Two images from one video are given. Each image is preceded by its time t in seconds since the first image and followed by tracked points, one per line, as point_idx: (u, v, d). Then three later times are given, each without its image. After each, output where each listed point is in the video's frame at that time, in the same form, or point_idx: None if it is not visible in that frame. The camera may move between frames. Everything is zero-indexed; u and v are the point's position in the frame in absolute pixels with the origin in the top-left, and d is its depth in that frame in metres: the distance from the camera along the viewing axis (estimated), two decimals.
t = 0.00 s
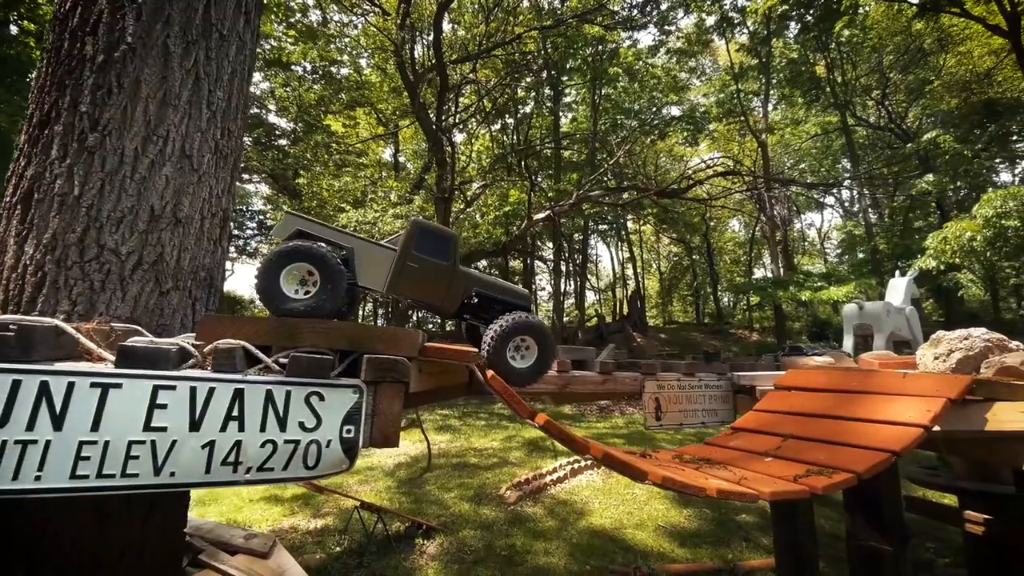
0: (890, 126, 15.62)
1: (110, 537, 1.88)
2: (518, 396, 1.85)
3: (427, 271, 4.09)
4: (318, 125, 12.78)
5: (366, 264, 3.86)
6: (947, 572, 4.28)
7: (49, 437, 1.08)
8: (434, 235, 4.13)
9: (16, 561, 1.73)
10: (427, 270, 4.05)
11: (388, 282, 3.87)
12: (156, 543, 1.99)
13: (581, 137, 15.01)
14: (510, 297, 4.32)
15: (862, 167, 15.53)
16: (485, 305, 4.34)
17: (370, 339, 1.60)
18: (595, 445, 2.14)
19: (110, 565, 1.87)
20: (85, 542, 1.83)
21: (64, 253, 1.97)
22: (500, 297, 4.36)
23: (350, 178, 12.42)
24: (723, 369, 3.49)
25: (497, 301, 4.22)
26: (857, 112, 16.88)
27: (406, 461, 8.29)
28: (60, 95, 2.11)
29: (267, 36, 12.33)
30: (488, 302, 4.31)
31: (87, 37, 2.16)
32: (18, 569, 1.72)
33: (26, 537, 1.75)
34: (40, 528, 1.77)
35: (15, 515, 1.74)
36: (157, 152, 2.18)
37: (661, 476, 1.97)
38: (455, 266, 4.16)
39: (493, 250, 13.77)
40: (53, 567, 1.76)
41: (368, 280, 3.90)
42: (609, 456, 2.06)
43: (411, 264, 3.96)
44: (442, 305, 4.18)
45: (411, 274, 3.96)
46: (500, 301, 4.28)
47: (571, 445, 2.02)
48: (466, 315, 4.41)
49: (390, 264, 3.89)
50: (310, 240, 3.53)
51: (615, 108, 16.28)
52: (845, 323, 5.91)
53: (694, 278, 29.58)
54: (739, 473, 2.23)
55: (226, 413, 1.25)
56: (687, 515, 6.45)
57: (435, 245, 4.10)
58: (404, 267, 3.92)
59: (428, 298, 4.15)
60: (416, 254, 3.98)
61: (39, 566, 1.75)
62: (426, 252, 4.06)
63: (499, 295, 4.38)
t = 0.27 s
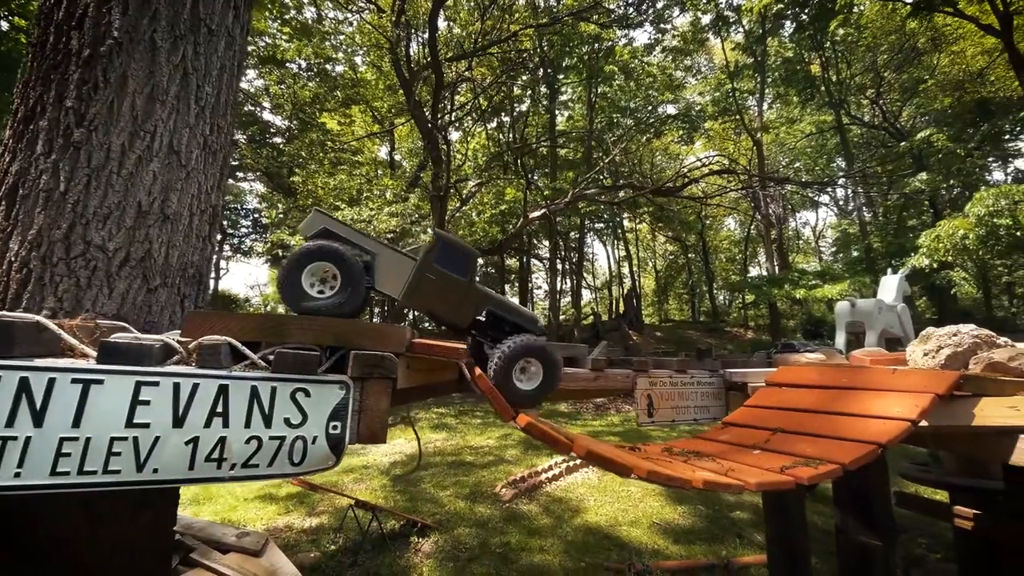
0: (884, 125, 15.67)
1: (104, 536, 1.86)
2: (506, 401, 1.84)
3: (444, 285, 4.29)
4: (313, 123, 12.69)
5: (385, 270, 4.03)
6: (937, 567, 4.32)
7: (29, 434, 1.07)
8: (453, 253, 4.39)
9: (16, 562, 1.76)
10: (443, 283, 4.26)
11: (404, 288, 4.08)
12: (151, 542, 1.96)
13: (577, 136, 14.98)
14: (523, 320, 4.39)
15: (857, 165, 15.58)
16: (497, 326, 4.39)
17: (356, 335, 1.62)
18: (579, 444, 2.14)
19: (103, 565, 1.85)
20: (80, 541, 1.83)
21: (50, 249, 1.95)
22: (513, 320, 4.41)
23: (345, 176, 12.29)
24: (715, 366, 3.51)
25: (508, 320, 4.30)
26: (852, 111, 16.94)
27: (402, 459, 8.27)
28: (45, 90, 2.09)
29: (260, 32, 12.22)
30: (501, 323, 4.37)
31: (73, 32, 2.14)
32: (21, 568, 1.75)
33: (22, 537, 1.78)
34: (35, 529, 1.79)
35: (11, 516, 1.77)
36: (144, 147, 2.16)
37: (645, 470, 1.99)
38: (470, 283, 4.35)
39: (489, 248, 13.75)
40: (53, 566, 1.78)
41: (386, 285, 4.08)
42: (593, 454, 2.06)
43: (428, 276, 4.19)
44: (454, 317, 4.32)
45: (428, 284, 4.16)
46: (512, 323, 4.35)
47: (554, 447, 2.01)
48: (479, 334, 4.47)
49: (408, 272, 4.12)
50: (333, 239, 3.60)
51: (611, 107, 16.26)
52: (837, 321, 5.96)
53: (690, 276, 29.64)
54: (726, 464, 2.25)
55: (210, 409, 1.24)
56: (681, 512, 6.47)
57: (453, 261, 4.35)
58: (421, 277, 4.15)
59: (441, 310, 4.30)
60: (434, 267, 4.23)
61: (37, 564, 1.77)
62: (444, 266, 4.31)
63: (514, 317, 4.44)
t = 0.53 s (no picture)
0: (879, 124, 15.74)
1: (96, 537, 1.87)
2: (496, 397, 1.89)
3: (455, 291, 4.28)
4: (308, 121, 12.63)
5: (398, 273, 4.12)
6: (928, 562, 4.35)
7: (14, 431, 1.06)
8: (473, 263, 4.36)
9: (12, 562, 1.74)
10: (455, 291, 4.24)
11: (415, 293, 4.14)
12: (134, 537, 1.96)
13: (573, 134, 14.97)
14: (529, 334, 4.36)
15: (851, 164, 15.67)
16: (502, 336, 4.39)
17: (347, 330, 1.63)
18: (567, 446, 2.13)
19: (91, 564, 1.85)
20: (73, 540, 1.83)
21: (37, 246, 1.93)
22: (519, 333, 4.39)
23: (341, 174, 12.13)
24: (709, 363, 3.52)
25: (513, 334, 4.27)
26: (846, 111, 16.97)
27: (397, 458, 8.26)
28: (33, 84, 2.08)
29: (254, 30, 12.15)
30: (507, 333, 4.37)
31: (61, 27, 2.13)
32: (19, 569, 1.74)
33: (23, 537, 1.76)
34: (34, 529, 1.78)
35: (14, 514, 1.75)
36: (132, 143, 2.14)
37: (634, 469, 2.00)
38: (482, 292, 4.31)
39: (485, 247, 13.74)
40: (49, 566, 1.78)
41: (398, 287, 4.17)
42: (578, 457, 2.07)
43: (441, 282, 4.20)
44: (461, 325, 4.32)
45: (438, 291, 4.18)
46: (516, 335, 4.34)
47: (541, 448, 2.04)
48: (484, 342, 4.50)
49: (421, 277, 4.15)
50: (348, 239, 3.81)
51: (608, 105, 16.25)
52: (830, 318, 6.02)
53: (685, 275, 29.75)
54: (716, 458, 2.28)
55: (198, 406, 1.24)
56: (676, 510, 6.50)
57: (472, 272, 4.31)
58: (434, 283, 4.17)
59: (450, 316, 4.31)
60: (448, 273, 4.22)
61: (37, 565, 1.77)
62: (462, 276, 4.27)
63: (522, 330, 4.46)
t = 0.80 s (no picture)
0: (873, 123, 15.82)
1: (99, 537, 1.88)
2: (485, 391, 1.93)
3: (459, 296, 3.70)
4: (303, 119, 12.58)
5: (399, 273, 3.57)
6: (920, 558, 4.39)
7: None
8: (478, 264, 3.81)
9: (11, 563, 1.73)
10: (459, 295, 3.68)
11: (415, 296, 3.56)
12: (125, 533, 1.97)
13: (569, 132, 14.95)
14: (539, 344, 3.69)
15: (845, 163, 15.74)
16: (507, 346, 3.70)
17: (335, 327, 1.61)
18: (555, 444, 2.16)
19: (87, 563, 1.84)
20: (75, 542, 1.82)
21: (23, 242, 1.91)
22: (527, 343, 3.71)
23: (336, 172, 12.05)
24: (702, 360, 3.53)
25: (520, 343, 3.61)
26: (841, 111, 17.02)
27: (394, 456, 8.25)
28: (18, 78, 2.06)
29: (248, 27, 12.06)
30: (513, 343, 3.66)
31: (47, 20, 2.11)
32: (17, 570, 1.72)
33: (23, 538, 1.75)
34: (35, 529, 1.77)
35: (15, 513, 1.74)
36: (120, 138, 2.12)
37: (623, 466, 1.99)
38: (487, 297, 3.72)
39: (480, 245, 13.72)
40: (50, 567, 1.77)
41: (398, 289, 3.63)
42: (567, 454, 2.08)
43: (444, 284, 3.62)
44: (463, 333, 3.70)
45: (441, 294, 3.59)
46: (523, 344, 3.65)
47: (529, 446, 2.11)
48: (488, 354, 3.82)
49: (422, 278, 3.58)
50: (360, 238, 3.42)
51: (603, 104, 16.24)
52: (823, 316, 6.07)
53: (681, 273, 29.84)
54: (706, 453, 2.29)
55: (182, 403, 1.23)
56: (670, 507, 6.52)
57: (477, 272, 3.74)
58: (437, 286, 3.59)
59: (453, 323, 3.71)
60: (451, 275, 3.66)
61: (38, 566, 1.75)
62: (465, 277, 3.72)
63: (531, 341, 3.81)
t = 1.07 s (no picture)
0: (867, 122, 15.85)
1: (99, 539, 1.89)
2: (474, 388, 1.93)
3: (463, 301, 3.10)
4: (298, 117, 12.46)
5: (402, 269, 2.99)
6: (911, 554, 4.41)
7: None
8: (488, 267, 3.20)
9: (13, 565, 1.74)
10: (464, 300, 3.07)
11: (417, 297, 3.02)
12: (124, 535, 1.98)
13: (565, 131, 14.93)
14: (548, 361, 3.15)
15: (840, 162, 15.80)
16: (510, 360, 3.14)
17: (319, 324, 1.60)
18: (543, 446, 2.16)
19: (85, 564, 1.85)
20: (75, 542, 1.83)
21: (5, 239, 1.88)
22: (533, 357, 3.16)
23: (331, 170, 11.96)
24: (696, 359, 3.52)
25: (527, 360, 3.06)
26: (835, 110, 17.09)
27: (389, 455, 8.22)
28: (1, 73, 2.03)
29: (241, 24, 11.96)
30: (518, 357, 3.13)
31: (29, 14, 2.08)
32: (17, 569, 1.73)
33: (24, 539, 1.76)
34: (36, 528, 1.78)
35: (14, 514, 1.74)
36: (105, 134, 2.09)
37: (613, 465, 1.99)
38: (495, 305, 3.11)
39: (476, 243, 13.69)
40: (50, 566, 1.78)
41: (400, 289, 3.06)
42: (556, 455, 2.08)
43: (449, 288, 3.01)
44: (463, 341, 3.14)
45: (443, 299, 3.00)
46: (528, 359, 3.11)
47: (520, 446, 2.07)
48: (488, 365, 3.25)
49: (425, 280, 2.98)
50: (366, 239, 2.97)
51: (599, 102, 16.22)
52: (816, 314, 6.09)
53: (677, 271, 29.91)
54: (696, 451, 2.28)
55: (163, 402, 1.23)
56: (665, 505, 6.53)
57: (485, 277, 3.11)
58: (440, 290, 2.98)
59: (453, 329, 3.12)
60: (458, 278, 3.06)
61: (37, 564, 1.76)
62: (472, 282, 3.10)
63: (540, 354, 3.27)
